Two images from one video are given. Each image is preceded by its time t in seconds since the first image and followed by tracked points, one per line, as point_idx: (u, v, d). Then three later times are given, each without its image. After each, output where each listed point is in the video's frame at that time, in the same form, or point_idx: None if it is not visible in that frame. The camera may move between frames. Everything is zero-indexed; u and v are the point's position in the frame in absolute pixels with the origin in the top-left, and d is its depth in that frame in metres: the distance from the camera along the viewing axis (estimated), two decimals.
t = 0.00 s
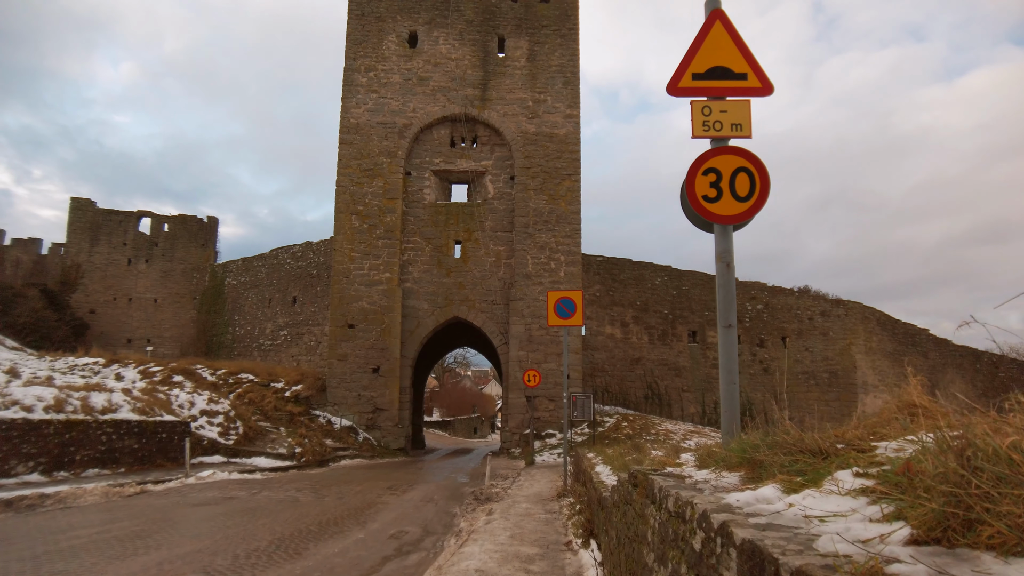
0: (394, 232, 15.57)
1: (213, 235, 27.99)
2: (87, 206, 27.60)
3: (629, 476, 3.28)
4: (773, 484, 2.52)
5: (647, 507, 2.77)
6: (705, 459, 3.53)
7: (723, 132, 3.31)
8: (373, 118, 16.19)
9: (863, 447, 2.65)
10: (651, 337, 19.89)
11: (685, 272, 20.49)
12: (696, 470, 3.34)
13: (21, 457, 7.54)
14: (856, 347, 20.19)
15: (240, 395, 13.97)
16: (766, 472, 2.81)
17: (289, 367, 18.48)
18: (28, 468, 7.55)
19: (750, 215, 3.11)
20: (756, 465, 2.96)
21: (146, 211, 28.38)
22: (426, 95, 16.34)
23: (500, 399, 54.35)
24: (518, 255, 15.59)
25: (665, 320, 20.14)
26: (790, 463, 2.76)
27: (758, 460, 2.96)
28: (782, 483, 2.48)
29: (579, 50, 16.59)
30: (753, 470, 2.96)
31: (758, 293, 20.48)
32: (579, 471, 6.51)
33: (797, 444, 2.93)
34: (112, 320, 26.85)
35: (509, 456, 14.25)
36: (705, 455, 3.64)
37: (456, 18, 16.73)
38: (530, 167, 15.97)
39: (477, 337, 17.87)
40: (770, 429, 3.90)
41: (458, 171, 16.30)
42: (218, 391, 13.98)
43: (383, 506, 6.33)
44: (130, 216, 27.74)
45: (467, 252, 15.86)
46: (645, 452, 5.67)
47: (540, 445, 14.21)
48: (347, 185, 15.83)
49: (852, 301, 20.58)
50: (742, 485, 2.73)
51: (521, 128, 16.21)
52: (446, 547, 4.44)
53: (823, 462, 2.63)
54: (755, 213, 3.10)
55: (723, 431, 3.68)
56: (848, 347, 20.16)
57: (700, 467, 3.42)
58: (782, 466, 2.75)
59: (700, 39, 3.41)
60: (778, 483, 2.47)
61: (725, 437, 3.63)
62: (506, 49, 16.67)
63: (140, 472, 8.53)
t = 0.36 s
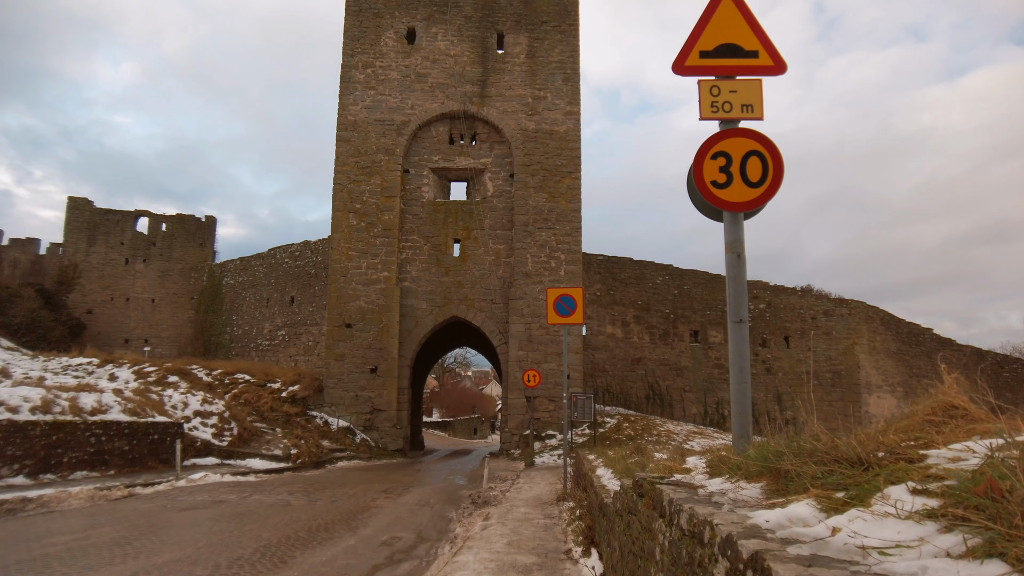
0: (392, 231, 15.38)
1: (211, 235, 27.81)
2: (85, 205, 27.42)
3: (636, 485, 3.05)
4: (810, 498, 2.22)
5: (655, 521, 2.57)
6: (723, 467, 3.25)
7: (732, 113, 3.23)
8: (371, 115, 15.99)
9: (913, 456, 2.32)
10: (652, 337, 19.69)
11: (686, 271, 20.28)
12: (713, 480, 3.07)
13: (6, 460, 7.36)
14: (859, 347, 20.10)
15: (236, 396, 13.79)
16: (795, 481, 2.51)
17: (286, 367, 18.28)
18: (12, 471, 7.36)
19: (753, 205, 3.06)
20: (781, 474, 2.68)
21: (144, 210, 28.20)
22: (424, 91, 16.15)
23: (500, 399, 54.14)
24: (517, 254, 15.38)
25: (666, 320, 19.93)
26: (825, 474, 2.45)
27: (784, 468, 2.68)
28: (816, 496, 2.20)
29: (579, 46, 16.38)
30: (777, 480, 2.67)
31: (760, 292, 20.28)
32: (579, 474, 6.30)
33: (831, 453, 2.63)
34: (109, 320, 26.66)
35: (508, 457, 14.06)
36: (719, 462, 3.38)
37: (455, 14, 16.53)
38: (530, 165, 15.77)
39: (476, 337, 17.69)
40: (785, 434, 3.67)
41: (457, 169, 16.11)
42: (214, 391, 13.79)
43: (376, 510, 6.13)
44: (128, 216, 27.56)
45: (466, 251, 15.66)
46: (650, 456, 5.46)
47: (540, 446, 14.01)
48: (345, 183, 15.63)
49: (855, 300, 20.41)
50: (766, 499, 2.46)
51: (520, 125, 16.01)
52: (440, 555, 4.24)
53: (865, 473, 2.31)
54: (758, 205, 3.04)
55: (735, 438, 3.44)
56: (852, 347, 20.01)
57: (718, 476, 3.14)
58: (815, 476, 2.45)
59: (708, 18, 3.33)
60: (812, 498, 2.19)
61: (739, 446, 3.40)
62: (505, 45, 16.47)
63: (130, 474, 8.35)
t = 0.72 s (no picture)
0: (393, 228, 15.21)
1: (212, 234, 27.69)
2: (86, 204, 27.32)
3: (653, 488, 2.86)
4: (867, 504, 2.02)
5: (676, 531, 2.41)
6: (748, 469, 3.06)
7: (750, 89, 3.16)
8: (372, 112, 15.83)
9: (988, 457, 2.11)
10: (656, 336, 19.48)
11: (691, 270, 20.07)
12: (739, 485, 2.87)
13: None
14: (866, 346, 19.89)
15: (236, 395, 13.63)
16: (844, 485, 2.31)
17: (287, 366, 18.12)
18: (3, 472, 7.21)
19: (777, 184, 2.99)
20: (822, 478, 2.48)
21: (145, 210, 28.11)
22: (425, 88, 15.98)
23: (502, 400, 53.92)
24: (520, 251, 15.19)
25: (670, 319, 19.74)
26: (880, 478, 2.25)
27: (826, 471, 2.48)
28: (875, 504, 1.99)
29: (582, 42, 16.19)
30: (817, 485, 2.47)
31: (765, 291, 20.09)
32: (584, 474, 6.12)
33: (883, 456, 2.43)
34: (111, 320, 26.56)
35: (511, 457, 13.88)
36: (740, 463, 3.19)
37: (456, 10, 16.35)
38: (533, 161, 15.59)
39: (478, 336, 17.53)
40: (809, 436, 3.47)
41: (459, 166, 15.93)
42: (213, 391, 13.63)
43: (375, 512, 5.95)
44: (130, 215, 27.46)
45: (468, 249, 15.48)
46: (658, 456, 5.27)
47: (543, 447, 13.82)
48: (345, 180, 15.47)
49: (861, 299, 20.21)
50: (809, 507, 2.25)
51: (523, 122, 15.83)
52: (438, 560, 4.05)
53: (931, 477, 2.10)
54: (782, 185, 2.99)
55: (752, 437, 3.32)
56: (858, 346, 19.82)
57: (744, 480, 2.94)
58: (867, 479, 2.26)
59: None
60: (872, 505, 1.99)
61: (758, 446, 3.27)
62: (507, 41, 16.28)
63: (125, 475, 8.19)
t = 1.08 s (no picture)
0: (391, 226, 15.05)
1: (210, 233, 27.53)
2: (82, 203, 27.13)
3: (659, 488, 2.66)
4: (916, 508, 1.82)
5: (684, 535, 2.25)
6: (765, 468, 2.86)
7: (758, 65, 3.10)
8: (369, 109, 15.67)
9: None
10: (657, 335, 19.33)
11: (691, 269, 19.91)
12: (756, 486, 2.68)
13: None
14: (868, 345, 19.73)
15: (231, 395, 13.46)
16: (883, 484, 2.10)
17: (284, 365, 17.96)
18: None
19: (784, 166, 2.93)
20: (856, 478, 2.27)
21: (142, 209, 27.94)
22: (424, 85, 15.83)
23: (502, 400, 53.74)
24: (519, 250, 15.04)
25: (671, 318, 19.58)
26: (927, 476, 2.04)
27: (860, 468, 2.27)
28: (926, 506, 1.80)
29: (582, 39, 16.05)
30: (848, 486, 2.27)
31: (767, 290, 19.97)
32: (583, 474, 5.96)
33: (928, 450, 2.22)
34: (108, 320, 26.39)
35: (509, 458, 13.72)
36: (753, 462, 3.02)
37: (455, 6, 16.20)
38: (532, 159, 15.44)
39: (476, 336, 17.37)
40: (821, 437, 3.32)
41: (457, 164, 15.78)
42: (208, 391, 13.45)
43: (368, 514, 5.78)
44: (127, 214, 27.28)
45: (467, 247, 15.32)
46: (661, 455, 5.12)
47: (542, 447, 13.66)
48: (343, 177, 15.31)
49: (863, 298, 20.07)
50: (844, 511, 2.05)
51: (522, 119, 15.67)
52: (431, 563, 3.89)
53: (990, 474, 1.89)
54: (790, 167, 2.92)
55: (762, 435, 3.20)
56: (860, 346, 19.68)
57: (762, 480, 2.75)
58: (912, 477, 2.06)
59: None
60: (925, 508, 1.78)
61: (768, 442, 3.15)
62: (506, 38, 16.13)
63: (115, 475, 8.04)
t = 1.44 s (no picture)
0: (388, 224, 14.85)
1: (207, 232, 27.31)
2: (78, 202, 26.88)
3: (679, 504, 2.40)
4: None
5: (712, 561, 2.01)
6: (797, 479, 2.64)
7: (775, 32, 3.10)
8: (366, 105, 15.46)
9: None
10: (658, 334, 19.11)
11: (692, 267, 19.69)
12: (789, 500, 2.47)
13: None
14: (871, 344, 19.51)
15: (225, 395, 13.25)
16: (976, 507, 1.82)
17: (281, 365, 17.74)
18: None
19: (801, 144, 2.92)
20: (923, 497, 2.02)
21: (139, 207, 27.71)
22: (421, 80, 15.62)
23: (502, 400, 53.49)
24: (518, 247, 14.83)
25: (672, 317, 19.36)
26: None
27: (929, 483, 2.01)
28: None
29: (582, 34, 15.83)
30: (914, 505, 2.02)
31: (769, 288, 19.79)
32: (584, 477, 5.75)
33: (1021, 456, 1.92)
34: (104, 319, 26.17)
35: (508, 459, 13.49)
36: (777, 470, 2.83)
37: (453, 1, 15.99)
38: (531, 155, 15.22)
39: (475, 335, 17.17)
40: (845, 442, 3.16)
41: (455, 160, 15.57)
42: (202, 391, 13.23)
43: (360, 518, 5.58)
44: (123, 213, 27.04)
45: (465, 245, 15.10)
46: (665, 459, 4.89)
47: (542, 448, 13.44)
48: (339, 174, 15.10)
49: (867, 297, 19.86)
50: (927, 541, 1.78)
51: (521, 115, 15.45)
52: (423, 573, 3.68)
53: None
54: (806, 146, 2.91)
55: (781, 440, 3.06)
56: (863, 345, 19.44)
57: (796, 493, 2.53)
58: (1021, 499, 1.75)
59: None
60: None
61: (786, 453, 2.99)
62: (505, 33, 15.92)
63: (103, 477, 7.84)
